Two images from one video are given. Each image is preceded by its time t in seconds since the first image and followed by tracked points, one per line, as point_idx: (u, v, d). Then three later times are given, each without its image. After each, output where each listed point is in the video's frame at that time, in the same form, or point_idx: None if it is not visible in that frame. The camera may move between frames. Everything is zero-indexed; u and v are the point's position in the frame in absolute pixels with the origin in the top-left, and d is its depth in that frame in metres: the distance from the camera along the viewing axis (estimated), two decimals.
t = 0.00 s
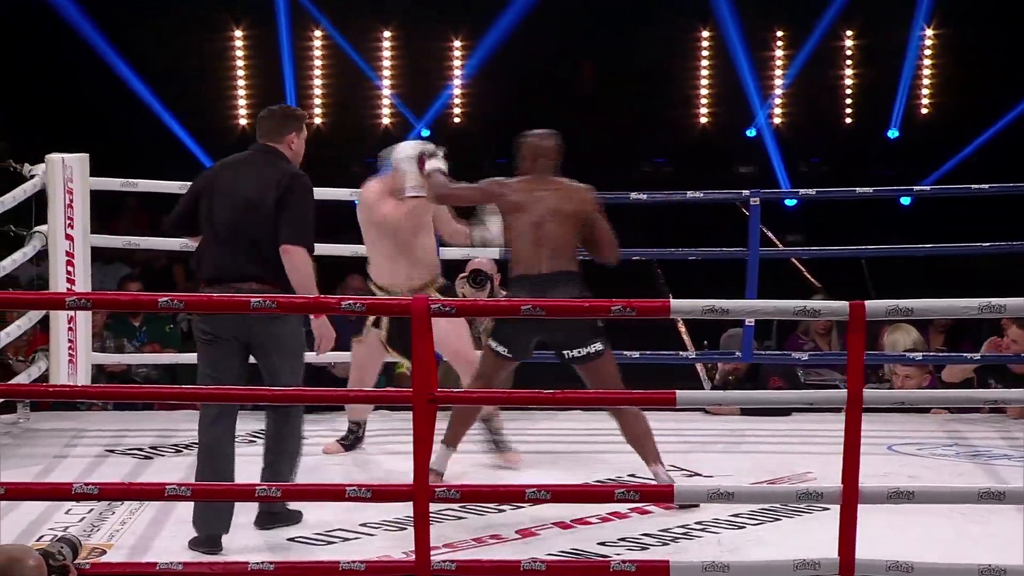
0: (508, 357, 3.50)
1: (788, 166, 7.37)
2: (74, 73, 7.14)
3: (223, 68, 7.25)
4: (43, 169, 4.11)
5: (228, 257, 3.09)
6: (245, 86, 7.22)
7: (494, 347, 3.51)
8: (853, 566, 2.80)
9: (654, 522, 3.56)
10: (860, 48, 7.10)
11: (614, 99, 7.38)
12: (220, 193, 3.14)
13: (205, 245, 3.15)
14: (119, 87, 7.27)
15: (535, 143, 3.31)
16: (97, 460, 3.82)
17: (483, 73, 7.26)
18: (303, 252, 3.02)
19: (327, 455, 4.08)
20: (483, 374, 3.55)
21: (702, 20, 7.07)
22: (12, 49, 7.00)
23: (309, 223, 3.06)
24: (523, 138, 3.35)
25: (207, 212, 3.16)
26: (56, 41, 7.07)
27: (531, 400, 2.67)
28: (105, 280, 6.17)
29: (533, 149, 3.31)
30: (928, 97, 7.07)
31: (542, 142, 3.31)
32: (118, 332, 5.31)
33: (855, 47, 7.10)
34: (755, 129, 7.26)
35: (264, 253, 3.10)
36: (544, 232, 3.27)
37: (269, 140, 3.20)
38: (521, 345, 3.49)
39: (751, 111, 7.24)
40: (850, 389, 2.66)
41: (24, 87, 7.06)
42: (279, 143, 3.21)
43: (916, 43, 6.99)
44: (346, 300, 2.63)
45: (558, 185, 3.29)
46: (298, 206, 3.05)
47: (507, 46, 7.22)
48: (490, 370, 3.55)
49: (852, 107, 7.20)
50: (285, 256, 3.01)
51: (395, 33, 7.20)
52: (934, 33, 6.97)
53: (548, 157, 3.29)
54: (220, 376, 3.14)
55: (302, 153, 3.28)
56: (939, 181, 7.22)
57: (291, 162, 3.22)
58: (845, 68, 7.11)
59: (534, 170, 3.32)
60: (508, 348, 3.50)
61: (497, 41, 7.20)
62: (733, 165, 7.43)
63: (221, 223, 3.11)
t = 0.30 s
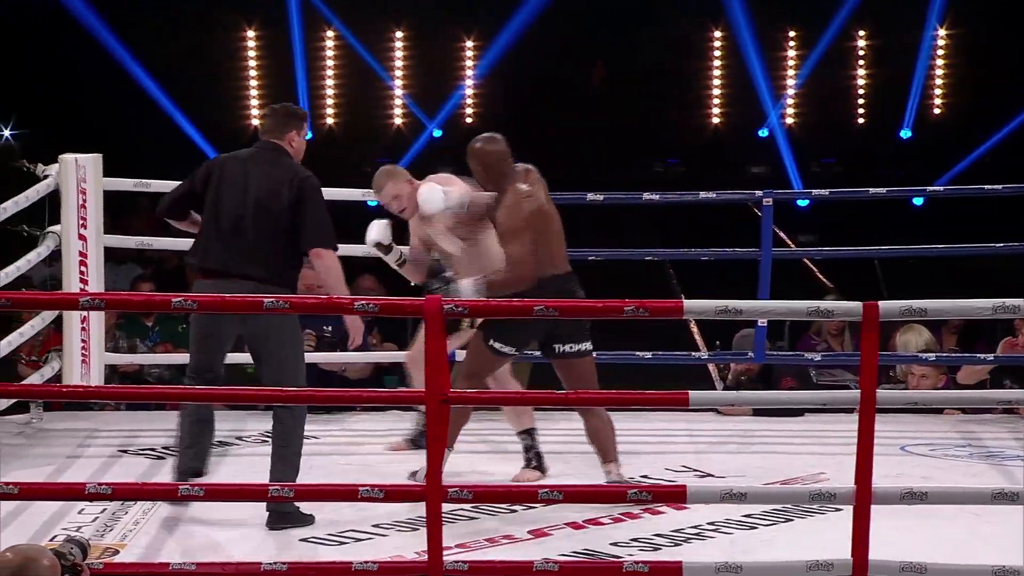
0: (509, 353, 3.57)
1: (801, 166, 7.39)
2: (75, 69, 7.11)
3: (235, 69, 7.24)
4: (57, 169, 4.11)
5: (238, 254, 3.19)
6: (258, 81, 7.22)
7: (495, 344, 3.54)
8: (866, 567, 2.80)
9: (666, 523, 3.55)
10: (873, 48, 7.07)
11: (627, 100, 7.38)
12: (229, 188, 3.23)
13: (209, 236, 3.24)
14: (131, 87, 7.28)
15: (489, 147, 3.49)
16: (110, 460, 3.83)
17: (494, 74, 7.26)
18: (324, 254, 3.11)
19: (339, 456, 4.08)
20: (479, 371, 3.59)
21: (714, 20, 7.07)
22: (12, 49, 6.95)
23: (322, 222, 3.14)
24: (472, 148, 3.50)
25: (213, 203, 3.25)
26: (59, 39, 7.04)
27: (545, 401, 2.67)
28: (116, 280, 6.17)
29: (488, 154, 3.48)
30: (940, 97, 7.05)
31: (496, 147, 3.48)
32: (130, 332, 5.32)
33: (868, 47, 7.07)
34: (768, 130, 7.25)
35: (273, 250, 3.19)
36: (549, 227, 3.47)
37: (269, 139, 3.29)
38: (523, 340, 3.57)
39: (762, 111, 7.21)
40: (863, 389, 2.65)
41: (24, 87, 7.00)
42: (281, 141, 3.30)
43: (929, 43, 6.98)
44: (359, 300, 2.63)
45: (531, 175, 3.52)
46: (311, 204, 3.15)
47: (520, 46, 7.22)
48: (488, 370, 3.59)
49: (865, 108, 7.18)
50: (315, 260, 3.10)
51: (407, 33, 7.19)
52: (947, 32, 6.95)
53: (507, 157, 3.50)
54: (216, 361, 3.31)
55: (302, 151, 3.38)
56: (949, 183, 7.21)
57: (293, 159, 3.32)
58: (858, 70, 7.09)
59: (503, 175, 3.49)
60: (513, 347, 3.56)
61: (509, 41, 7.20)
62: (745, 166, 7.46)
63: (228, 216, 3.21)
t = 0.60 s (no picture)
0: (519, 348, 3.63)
1: (810, 166, 7.38)
2: (75, 67, 7.05)
3: (245, 68, 7.26)
4: (66, 169, 4.11)
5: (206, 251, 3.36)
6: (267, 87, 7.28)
7: (504, 337, 3.65)
8: (875, 568, 2.79)
9: (675, 523, 3.55)
10: (883, 48, 7.06)
11: (636, 99, 7.39)
12: (200, 190, 3.40)
13: (182, 236, 3.42)
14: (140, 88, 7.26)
15: (538, 120, 3.38)
16: (119, 460, 3.82)
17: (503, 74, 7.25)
18: (279, 252, 3.27)
19: (347, 455, 4.08)
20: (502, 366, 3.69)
21: (724, 20, 7.02)
22: (12, 49, 6.83)
23: (281, 220, 3.31)
24: (524, 117, 3.42)
25: (186, 205, 3.43)
26: (58, 39, 6.96)
27: (554, 400, 2.67)
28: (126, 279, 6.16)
29: (534, 126, 3.39)
30: (950, 96, 7.09)
31: (539, 118, 3.39)
32: (140, 332, 5.32)
33: (878, 47, 7.07)
34: (776, 129, 7.28)
35: (236, 246, 3.35)
36: (556, 218, 3.34)
37: (249, 141, 3.45)
38: (536, 336, 3.62)
39: (772, 112, 7.23)
40: (872, 390, 2.65)
41: (24, 87, 6.91)
42: (259, 144, 3.46)
43: (939, 43, 6.99)
44: (367, 299, 2.64)
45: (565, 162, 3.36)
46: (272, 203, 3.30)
47: (530, 45, 7.22)
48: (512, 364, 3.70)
49: (875, 108, 7.15)
50: (271, 260, 3.26)
51: (416, 33, 7.17)
52: (957, 32, 6.98)
53: (545, 132, 3.37)
54: (209, 359, 3.44)
55: (282, 154, 3.52)
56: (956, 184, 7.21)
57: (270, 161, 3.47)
58: (867, 69, 7.08)
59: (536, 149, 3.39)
60: (523, 340, 3.63)
61: (518, 41, 7.20)
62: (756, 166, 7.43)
63: (198, 217, 3.38)
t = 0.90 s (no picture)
0: (537, 365, 3.51)
1: (811, 166, 7.39)
2: (74, 67, 7.06)
3: (245, 68, 7.25)
4: (67, 169, 4.11)
5: (198, 237, 3.40)
6: (268, 80, 7.24)
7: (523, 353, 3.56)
8: (875, 568, 2.79)
9: (676, 523, 3.55)
10: (883, 48, 7.05)
11: (636, 99, 7.38)
12: (199, 177, 3.44)
13: (175, 221, 3.45)
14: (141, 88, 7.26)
15: (573, 132, 3.30)
16: (120, 460, 3.83)
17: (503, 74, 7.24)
18: (264, 240, 3.29)
19: (348, 455, 4.08)
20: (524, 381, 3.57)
21: (725, 20, 7.04)
22: (12, 49, 6.87)
23: (271, 210, 3.33)
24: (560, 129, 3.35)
25: (185, 190, 3.47)
26: (58, 39, 6.99)
27: (555, 400, 2.67)
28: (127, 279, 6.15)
29: (567, 139, 3.30)
30: (950, 97, 7.07)
31: (576, 133, 3.31)
32: (140, 332, 5.32)
33: (879, 47, 7.06)
34: (777, 129, 7.28)
35: (228, 235, 3.39)
36: (574, 231, 3.26)
37: (256, 135, 3.47)
38: (552, 350, 3.50)
39: (772, 113, 7.23)
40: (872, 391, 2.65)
41: (24, 88, 6.93)
42: (264, 138, 3.48)
43: (940, 43, 6.98)
44: (368, 300, 2.64)
45: (592, 179, 3.29)
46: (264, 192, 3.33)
47: (530, 46, 7.22)
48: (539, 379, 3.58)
49: (875, 108, 7.15)
50: (250, 244, 3.29)
51: (417, 33, 7.16)
52: (958, 32, 6.96)
53: (577, 147, 3.29)
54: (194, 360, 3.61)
55: (290, 149, 3.52)
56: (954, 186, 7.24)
57: (276, 156, 3.48)
58: (868, 68, 7.07)
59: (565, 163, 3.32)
60: (539, 356, 3.51)
61: (518, 41, 7.19)
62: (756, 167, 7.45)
63: (195, 204, 3.42)
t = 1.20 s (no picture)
0: (551, 344, 3.51)
1: (803, 165, 7.31)
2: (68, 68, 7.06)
3: (238, 67, 7.23)
4: (60, 169, 4.11)
5: (180, 235, 3.47)
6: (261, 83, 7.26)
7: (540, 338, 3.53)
8: (869, 567, 2.79)
9: (669, 522, 3.55)
10: (877, 48, 7.10)
11: (630, 96, 7.32)
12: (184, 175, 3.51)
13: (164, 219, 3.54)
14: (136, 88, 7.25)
15: (590, 110, 3.36)
16: (112, 460, 3.83)
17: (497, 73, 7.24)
18: (230, 238, 3.30)
19: (342, 455, 4.08)
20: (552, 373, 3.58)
21: (717, 20, 7.11)
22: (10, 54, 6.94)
23: (236, 207, 3.32)
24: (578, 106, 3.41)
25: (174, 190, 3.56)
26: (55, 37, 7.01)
27: (549, 400, 2.68)
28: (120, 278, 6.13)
29: (584, 116, 3.37)
30: (943, 96, 7.07)
31: (592, 111, 3.36)
32: (133, 332, 5.30)
33: (872, 46, 7.11)
34: (770, 129, 7.21)
35: (200, 230, 3.42)
36: (582, 206, 3.31)
37: (244, 137, 3.49)
38: (563, 331, 3.49)
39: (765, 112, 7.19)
40: (866, 391, 2.66)
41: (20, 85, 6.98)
42: (252, 139, 3.49)
43: (932, 43, 7.02)
44: (362, 299, 2.64)
45: (606, 156, 3.34)
46: (234, 188, 3.33)
47: (523, 46, 7.22)
48: (561, 363, 3.56)
49: (867, 108, 7.18)
50: (217, 241, 3.30)
51: (410, 33, 7.22)
52: (950, 32, 7.00)
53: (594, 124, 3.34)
54: (178, 360, 3.63)
55: (278, 152, 3.53)
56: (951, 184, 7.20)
57: (263, 159, 3.49)
58: (860, 69, 7.12)
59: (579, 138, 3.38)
60: (550, 335, 3.50)
61: (511, 40, 7.19)
62: (748, 166, 7.38)
63: (178, 202, 3.49)
